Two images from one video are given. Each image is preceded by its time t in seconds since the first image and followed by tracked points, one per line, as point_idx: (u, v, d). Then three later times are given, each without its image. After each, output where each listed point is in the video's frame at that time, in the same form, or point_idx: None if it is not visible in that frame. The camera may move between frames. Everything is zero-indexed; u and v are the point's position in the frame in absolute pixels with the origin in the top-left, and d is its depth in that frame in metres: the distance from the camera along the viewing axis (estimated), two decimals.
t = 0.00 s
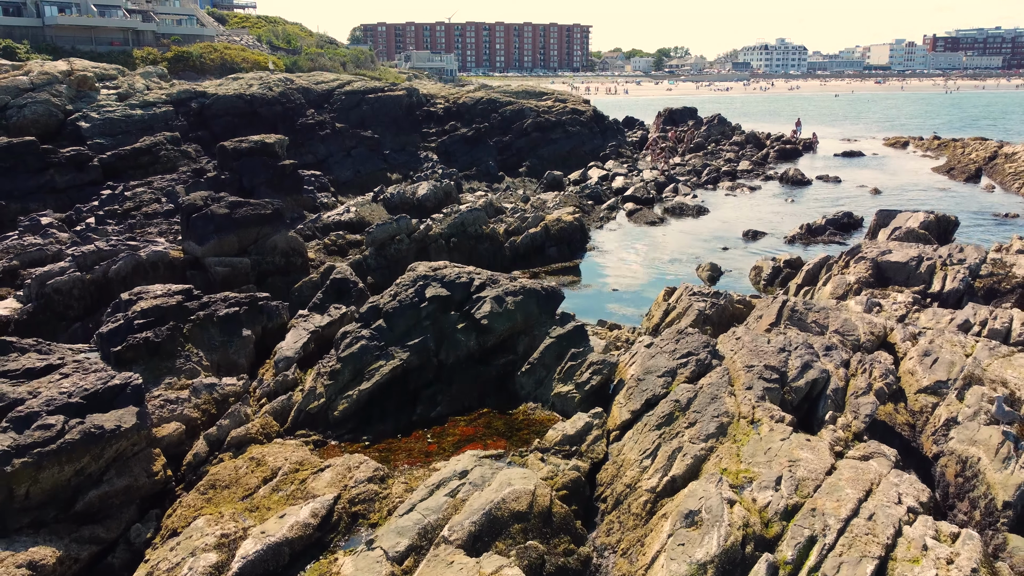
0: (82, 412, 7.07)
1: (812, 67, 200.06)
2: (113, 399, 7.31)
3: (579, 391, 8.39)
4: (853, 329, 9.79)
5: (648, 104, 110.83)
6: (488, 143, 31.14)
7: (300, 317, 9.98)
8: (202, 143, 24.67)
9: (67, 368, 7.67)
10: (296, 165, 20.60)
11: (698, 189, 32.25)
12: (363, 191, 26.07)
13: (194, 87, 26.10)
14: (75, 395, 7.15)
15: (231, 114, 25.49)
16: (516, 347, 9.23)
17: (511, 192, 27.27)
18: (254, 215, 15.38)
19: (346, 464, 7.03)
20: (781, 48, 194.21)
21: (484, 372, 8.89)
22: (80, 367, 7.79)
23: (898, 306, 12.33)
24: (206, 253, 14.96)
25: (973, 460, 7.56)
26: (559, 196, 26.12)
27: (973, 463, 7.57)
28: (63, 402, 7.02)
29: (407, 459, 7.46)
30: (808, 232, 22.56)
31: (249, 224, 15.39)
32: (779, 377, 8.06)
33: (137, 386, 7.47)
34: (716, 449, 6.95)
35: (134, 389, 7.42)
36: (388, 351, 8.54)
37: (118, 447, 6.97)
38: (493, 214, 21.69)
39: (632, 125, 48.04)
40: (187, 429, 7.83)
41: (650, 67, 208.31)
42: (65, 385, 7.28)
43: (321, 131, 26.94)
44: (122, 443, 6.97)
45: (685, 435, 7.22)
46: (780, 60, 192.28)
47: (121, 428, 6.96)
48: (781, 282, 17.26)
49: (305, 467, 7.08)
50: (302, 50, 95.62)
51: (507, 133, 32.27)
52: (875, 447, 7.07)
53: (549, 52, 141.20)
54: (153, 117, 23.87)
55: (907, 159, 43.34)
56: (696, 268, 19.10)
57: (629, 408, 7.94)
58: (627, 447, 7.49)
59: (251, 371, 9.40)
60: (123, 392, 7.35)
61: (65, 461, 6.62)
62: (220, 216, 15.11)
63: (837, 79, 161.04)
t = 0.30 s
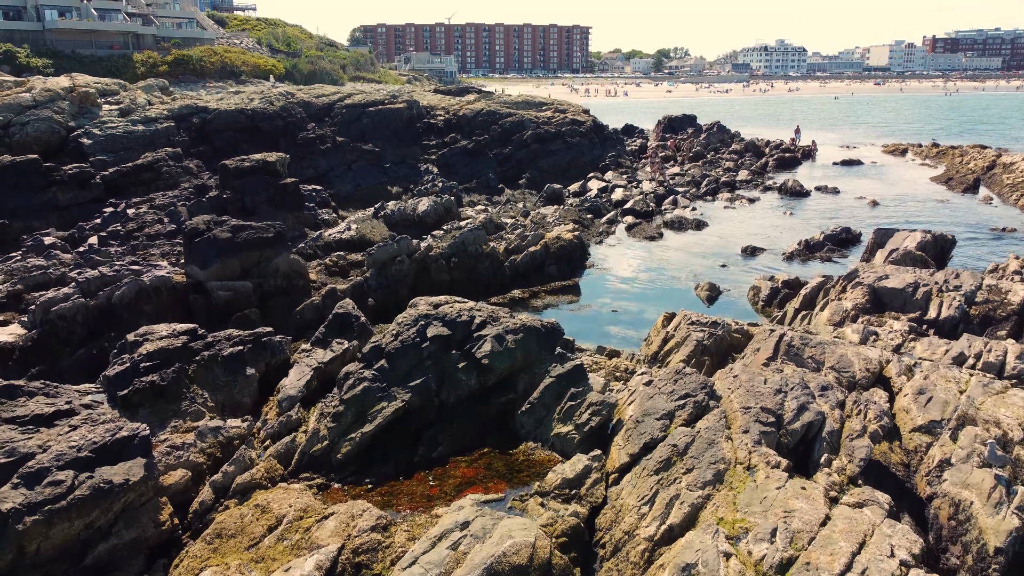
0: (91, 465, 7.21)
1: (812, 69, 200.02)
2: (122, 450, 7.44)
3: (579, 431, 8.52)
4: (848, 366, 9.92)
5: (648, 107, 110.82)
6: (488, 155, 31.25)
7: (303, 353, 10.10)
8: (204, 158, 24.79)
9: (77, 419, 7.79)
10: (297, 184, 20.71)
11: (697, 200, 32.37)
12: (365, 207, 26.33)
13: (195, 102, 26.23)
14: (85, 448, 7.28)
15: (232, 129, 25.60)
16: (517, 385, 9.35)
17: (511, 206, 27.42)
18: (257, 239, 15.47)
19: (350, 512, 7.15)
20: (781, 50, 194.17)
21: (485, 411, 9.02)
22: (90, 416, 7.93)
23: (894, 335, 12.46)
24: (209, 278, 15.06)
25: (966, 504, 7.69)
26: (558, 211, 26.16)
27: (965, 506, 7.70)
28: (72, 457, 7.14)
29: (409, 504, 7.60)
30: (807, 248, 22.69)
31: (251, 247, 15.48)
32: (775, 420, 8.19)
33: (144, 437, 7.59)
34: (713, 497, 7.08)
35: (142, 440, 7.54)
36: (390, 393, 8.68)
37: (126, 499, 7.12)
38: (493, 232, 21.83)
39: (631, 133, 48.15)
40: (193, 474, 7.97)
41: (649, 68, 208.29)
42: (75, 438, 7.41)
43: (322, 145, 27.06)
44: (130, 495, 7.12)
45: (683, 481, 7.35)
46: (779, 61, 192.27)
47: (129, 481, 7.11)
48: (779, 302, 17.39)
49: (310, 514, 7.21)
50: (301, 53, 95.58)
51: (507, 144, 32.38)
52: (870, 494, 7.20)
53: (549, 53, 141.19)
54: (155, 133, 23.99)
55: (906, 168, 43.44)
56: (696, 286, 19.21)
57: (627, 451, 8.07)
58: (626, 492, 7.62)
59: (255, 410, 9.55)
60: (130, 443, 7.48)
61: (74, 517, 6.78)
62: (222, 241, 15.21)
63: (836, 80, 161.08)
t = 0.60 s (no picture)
0: (100, 520, 7.35)
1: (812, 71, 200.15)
2: (130, 503, 7.57)
3: (578, 473, 8.64)
4: (844, 404, 10.06)
5: (648, 111, 111.02)
6: (488, 168, 31.38)
7: (306, 389, 10.24)
8: (205, 174, 24.94)
9: (86, 473, 7.94)
10: (299, 203, 20.84)
11: (696, 212, 32.53)
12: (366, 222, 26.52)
13: (196, 118, 26.33)
14: (94, 503, 7.41)
15: (234, 144, 25.72)
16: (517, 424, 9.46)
17: (511, 221, 27.55)
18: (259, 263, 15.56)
19: (353, 560, 7.27)
20: (780, 52, 194.43)
21: (485, 451, 9.15)
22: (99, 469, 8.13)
23: (890, 365, 12.60)
24: (211, 303, 15.15)
25: (958, 549, 7.82)
26: (558, 226, 26.34)
27: (958, 551, 7.83)
28: (82, 512, 7.28)
29: (412, 550, 7.74)
30: (805, 265, 22.87)
31: (253, 272, 15.57)
32: (772, 464, 8.31)
33: (151, 489, 7.71)
34: (710, 546, 7.21)
35: (150, 492, 7.66)
36: (392, 435, 8.81)
37: (134, 552, 7.26)
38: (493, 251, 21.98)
39: (630, 141, 48.31)
40: (199, 521, 8.10)
41: (649, 70, 208.54)
42: (84, 493, 7.54)
43: (323, 160, 27.20)
44: (138, 549, 7.26)
45: (680, 529, 7.47)
46: (779, 63, 192.42)
47: (138, 535, 7.26)
48: (778, 324, 17.53)
49: (314, 562, 7.35)
50: (301, 56, 95.74)
51: (507, 157, 32.52)
52: (864, 542, 7.33)
53: (549, 55, 141.38)
54: (157, 149, 24.12)
55: (905, 178, 43.56)
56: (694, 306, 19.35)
57: (626, 495, 8.20)
58: (624, 537, 7.75)
59: (259, 450, 9.71)
60: (138, 495, 7.61)
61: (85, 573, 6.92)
62: (225, 266, 15.28)
63: (836, 82, 161.20)
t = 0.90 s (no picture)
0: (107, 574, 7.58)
1: (811, 74, 200.33)
2: (136, 555, 7.80)
3: (578, 515, 8.75)
4: (840, 442, 10.20)
5: (647, 115, 111.20)
6: (488, 180, 31.49)
7: (307, 425, 10.42)
8: (207, 191, 25.06)
9: (93, 527, 8.16)
10: (300, 222, 20.97)
11: (695, 224, 32.65)
12: (367, 237, 26.66)
13: (198, 134, 26.44)
14: (101, 557, 7.63)
15: (236, 160, 25.83)
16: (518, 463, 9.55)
17: (511, 236, 27.70)
18: (261, 287, 15.71)
19: None
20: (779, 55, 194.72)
21: (486, 491, 9.26)
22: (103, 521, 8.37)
23: (887, 395, 12.72)
24: (213, 328, 15.27)
25: None
26: (557, 241, 26.48)
27: None
28: (89, 567, 7.51)
29: None
30: (804, 282, 23.02)
31: (255, 296, 15.71)
32: (768, 507, 8.41)
33: (157, 541, 7.93)
34: None
35: (155, 544, 7.89)
36: (394, 477, 8.91)
37: None
38: (493, 269, 22.08)
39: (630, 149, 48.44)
40: (204, 568, 8.26)
41: (649, 71, 208.70)
42: (90, 546, 7.77)
43: (324, 175, 27.32)
44: None
45: None
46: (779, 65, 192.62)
47: None
48: (776, 345, 17.66)
49: None
50: (300, 59, 95.93)
51: (507, 169, 32.64)
52: None
53: (549, 58, 141.59)
54: (158, 166, 24.22)
55: (904, 187, 43.66)
56: (693, 325, 19.46)
57: (625, 538, 8.32)
58: None
59: (263, 488, 9.94)
60: (145, 547, 7.83)
61: None
62: (227, 291, 15.38)
63: (835, 84, 161.30)
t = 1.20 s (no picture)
0: None
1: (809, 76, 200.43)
2: None
3: (572, 562, 8.73)
4: (833, 483, 10.27)
5: (645, 120, 111.47)
6: (487, 194, 31.55)
7: (304, 466, 10.47)
8: (206, 209, 25.13)
9: None
10: (298, 242, 21.04)
11: (693, 237, 32.71)
12: (365, 252, 26.75)
13: (197, 150, 26.50)
14: None
15: (235, 177, 25.87)
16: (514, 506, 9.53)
17: (509, 252, 27.79)
18: (259, 314, 15.84)
19: None
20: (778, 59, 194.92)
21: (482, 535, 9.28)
22: None
23: (881, 428, 12.80)
24: (212, 355, 15.37)
25: None
26: (555, 257, 26.58)
27: None
28: None
29: None
30: (801, 300, 23.12)
31: (253, 323, 15.84)
32: (761, 556, 8.44)
33: None
34: None
35: None
36: (389, 524, 9.02)
37: None
38: (492, 289, 22.15)
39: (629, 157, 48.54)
40: None
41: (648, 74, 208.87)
42: None
43: (322, 191, 27.36)
44: None
45: None
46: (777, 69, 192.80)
47: None
48: (773, 369, 17.71)
49: None
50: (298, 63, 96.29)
51: (506, 182, 32.70)
52: None
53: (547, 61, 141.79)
54: (157, 184, 24.28)
55: (903, 197, 43.68)
56: (691, 347, 19.51)
57: None
58: None
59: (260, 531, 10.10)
60: None
61: None
62: (225, 318, 15.51)
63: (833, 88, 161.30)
